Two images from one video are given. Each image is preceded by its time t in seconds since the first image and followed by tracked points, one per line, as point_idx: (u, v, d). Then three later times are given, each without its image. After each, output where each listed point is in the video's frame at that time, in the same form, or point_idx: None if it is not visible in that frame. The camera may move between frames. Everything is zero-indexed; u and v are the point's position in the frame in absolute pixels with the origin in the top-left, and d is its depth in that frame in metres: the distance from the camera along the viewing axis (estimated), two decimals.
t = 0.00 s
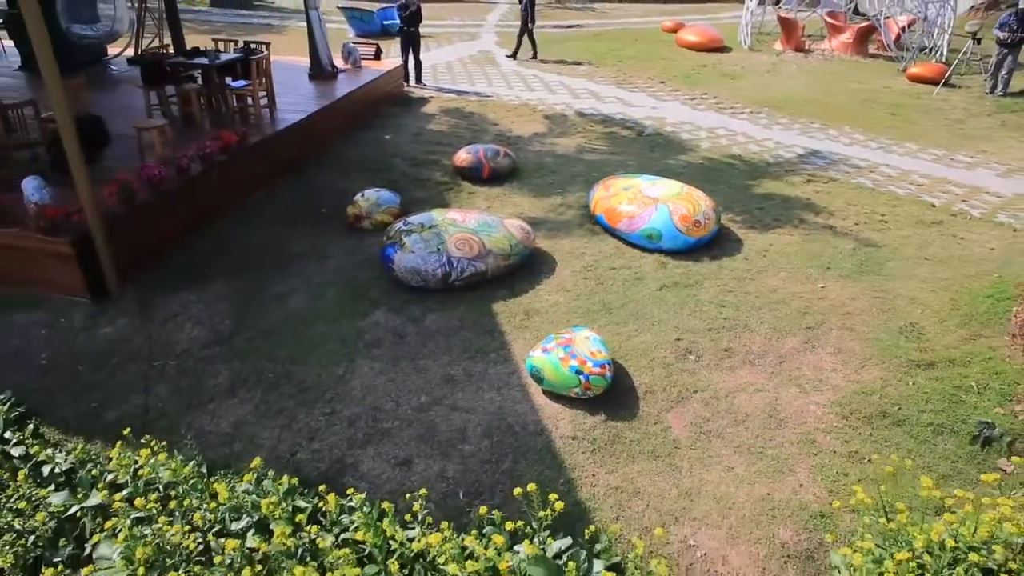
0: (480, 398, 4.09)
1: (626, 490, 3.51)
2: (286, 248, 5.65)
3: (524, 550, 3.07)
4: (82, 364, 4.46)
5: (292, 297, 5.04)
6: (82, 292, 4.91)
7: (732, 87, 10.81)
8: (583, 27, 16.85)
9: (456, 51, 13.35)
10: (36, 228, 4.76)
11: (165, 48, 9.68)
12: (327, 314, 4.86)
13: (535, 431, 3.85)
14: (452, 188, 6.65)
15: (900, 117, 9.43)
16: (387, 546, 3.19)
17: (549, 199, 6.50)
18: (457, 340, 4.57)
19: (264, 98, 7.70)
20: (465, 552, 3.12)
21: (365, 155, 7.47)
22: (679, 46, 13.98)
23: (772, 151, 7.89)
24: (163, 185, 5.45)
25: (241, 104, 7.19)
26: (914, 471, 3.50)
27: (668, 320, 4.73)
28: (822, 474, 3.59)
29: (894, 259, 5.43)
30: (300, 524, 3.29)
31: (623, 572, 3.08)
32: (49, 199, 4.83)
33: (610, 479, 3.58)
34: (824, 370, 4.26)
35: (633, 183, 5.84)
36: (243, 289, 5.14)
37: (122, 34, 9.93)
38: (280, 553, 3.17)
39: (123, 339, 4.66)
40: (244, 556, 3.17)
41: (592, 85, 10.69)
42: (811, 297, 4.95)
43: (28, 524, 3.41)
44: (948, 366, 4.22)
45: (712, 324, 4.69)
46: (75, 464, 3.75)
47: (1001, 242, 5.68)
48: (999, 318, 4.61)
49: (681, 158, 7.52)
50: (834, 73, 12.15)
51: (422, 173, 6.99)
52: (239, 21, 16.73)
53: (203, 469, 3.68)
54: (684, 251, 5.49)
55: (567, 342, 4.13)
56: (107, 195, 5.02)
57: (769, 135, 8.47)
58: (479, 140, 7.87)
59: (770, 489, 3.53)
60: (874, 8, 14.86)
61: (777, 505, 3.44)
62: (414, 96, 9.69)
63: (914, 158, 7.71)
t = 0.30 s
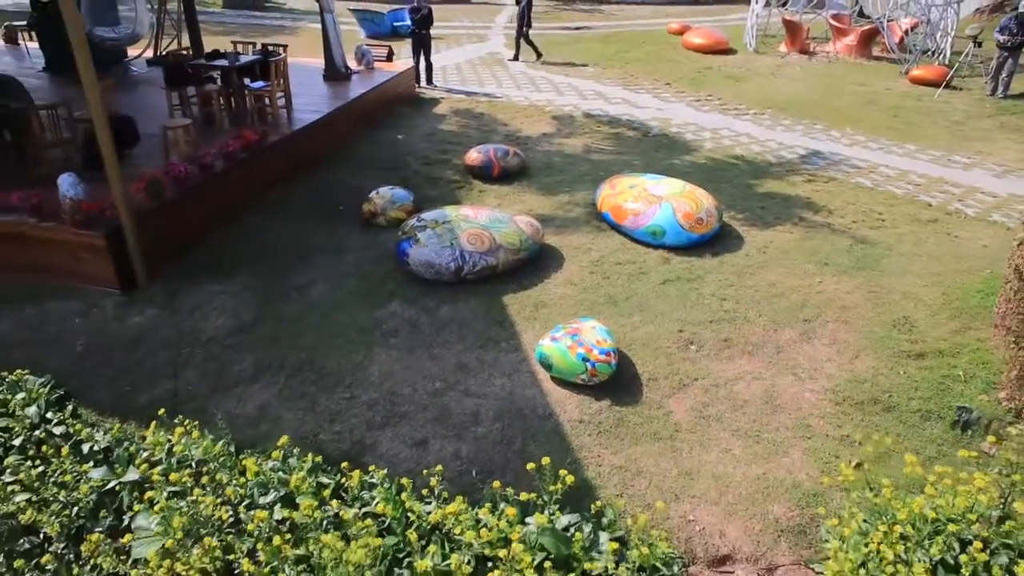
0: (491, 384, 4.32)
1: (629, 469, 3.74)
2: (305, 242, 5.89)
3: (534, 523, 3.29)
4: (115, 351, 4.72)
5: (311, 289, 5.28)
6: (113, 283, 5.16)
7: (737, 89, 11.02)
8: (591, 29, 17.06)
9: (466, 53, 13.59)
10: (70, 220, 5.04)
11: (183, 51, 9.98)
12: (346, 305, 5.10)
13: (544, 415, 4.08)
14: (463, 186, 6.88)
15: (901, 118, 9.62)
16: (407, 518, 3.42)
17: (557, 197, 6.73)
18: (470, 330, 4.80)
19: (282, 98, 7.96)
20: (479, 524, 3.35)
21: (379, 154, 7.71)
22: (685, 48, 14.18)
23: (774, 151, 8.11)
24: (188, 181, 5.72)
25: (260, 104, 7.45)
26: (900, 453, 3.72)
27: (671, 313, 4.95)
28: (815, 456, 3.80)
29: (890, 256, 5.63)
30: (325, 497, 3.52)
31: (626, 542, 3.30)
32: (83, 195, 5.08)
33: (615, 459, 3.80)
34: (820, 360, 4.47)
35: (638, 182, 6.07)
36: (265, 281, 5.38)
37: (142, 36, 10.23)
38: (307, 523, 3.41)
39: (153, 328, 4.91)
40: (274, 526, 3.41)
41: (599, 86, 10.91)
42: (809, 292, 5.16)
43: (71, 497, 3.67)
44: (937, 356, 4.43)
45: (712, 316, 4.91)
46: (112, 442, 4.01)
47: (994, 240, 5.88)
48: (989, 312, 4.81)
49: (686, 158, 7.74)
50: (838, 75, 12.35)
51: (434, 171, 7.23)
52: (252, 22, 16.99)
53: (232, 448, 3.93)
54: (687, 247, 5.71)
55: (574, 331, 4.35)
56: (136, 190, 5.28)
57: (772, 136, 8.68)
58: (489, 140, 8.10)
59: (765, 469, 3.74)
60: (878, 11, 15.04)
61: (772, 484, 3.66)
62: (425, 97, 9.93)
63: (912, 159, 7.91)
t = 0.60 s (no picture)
0: (512, 370, 4.59)
1: (641, 449, 3.99)
2: (334, 236, 6.19)
3: (552, 495, 3.56)
4: (158, 335, 5.05)
5: (341, 280, 5.57)
6: (155, 272, 5.50)
7: (751, 93, 11.23)
8: (607, 32, 17.28)
9: (485, 55, 13.89)
10: (117, 213, 5.41)
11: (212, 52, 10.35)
12: (373, 295, 5.39)
13: (561, 398, 4.34)
14: (484, 185, 7.16)
15: (912, 122, 9.80)
16: (433, 489, 3.69)
17: (574, 195, 7.00)
18: (491, 320, 5.07)
19: (310, 99, 8.28)
20: (500, 494, 3.62)
21: (402, 153, 8.01)
22: (700, 52, 14.39)
23: (785, 153, 8.33)
24: (225, 177, 6.05)
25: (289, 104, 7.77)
26: (897, 436, 3.94)
27: (682, 306, 5.20)
28: (817, 439, 4.04)
29: (894, 255, 5.85)
30: (357, 469, 3.81)
31: (637, 513, 3.56)
32: (129, 188, 5.44)
33: (627, 439, 4.06)
34: (824, 352, 4.70)
35: (653, 182, 6.31)
36: (297, 272, 5.68)
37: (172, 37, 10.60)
38: (342, 492, 3.70)
39: (193, 314, 5.22)
40: (311, 493, 3.70)
41: (616, 89, 11.16)
42: (815, 288, 5.39)
43: (124, 466, 4.01)
44: (936, 349, 4.65)
45: (722, 309, 5.16)
46: (160, 417, 4.34)
47: (997, 241, 6.09)
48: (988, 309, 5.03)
49: (699, 159, 7.98)
50: (852, 80, 12.52)
51: (456, 170, 7.51)
52: (275, 24, 17.35)
53: (270, 422, 4.23)
54: (699, 244, 5.94)
55: (590, 321, 4.62)
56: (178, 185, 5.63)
57: (784, 139, 8.89)
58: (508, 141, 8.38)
59: (769, 451, 3.99)
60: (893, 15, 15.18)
61: (775, 464, 3.90)
62: (446, 98, 10.22)
63: (921, 162, 8.11)
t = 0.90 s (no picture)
0: (531, 359, 4.84)
1: (653, 434, 4.22)
2: (361, 231, 6.47)
3: (569, 474, 3.81)
4: (197, 321, 5.35)
5: (368, 273, 5.85)
6: (193, 263, 5.80)
7: (767, 97, 11.40)
8: (626, 35, 17.48)
9: (504, 57, 14.15)
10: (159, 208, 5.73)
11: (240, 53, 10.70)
12: (399, 288, 5.65)
13: (578, 386, 4.58)
14: (505, 184, 7.41)
15: (926, 127, 9.94)
16: (458, 465, 3.94)
17: (592, 195, 7.23)
18: (511, 312, 5.32)
19: (337, 99, 8.57)
20: (520, 472, 3.87)
21: (426, 152, 8.28)
22: (718, 56, 14.57)
23: (799, 157, 8.51)
24: (259, 173, 6.34)
25: (318, 104, 8.06)
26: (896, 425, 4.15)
27: (695, 301, 5.42)
28: (822, 428, 4.24)
29: (902, 256, 6.04)
30: (386, 446, 4.08)
31: (648, 492, 3.80)
32: (170, 183, 5.77)
33: (640, 425, 4.29)
34: (831, 347, 4.91)
35: (668, 183, 6.53)
36: (326, 264, 5.96)
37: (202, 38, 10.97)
38: (373, 468, 3.97)
39: (228, 303, 5.52)
40: (343, 467, 3.97)
41: (633, 92, 11.37)
42: (824, 286, 5.60)
43: (169, 441, 4.33)
44: (939, 345, 4.84)
45: (733, 305, 5.37)
46: (200, 397, 4.63)
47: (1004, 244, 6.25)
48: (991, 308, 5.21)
49: (714, 162, 8.19)
50: (868, 85, 12.66)
51: (478, 169, 7.77)
52: (299, 25, 17.71)
53: (303, 402, 4.51)
54: (713, 243, 6.15)
55: (607, 313, 4.85)
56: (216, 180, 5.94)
57: (798, 142, 9.08)
58: (528, 141, 8.63)
59: (775, 438, 4.20)
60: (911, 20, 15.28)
61: (780, 450, 4.12)
62: (467, 99, 10.49)
63: (934, 166, 8.27)
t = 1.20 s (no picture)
0: (556, 345, 5.13)
1: (670, 416, 4.50)
2: (394, 224, 6.80)
3: (591, 451, 4.10)
4: (241, 305, 5.70)
5: (401, 263, 6.17)
6: (237, 251, 6.16)
7: (788, 100, 11.59)
8: (649, 37, 17.70)
9: (529, 58, 14.45)
10: (207, 200, 6.11)
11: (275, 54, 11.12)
12: (431, 278, 5.96)
13: (600, 371, 4.86)
14: (531, 181, 7.71)
15: (946, 131, 10.08)
16: (487, 441, 4.24)
17: (615, 193, 7.50)
18: (537, 302, 5.61)
19: (371, 98, 8.91)
20: (546, 447, 4.17)
21: (455, 150, 8.59)
22: (740, 59, 14.75)
23: (818, 159, 8.72)
24: (299, 168, 6.69)
25: (352, 103, 8.40)
26: (901, 412, 4.38)
27: (712, 295, 5.68)
28: (830, 414, 4.49)
29: (915, 255, 6.24)
30: (421, 421, 4.39)
31: (664, 469, 4.08)
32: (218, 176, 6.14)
33: (658, 408, 4.57)
34: (842, 339, 5.14)
35: (689, 182, 6.79)
36: (361, 255, 6.29)
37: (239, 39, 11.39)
38: (408, 441, 4.28)
39: (270, 289, 5.86)
40: (381, 439, 4.29)
41: (656, 94, 11.62)
42: (837, 282, 5.83)
43: (220, 413, 4.68)
44: (947, 340, 5.07)
45: (749, 299, 5.62)
46: (247, 375, 4.97)
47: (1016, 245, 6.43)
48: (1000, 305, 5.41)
49: (734, 162, 8.42)
50: (890, 88, 12.79)
51: (505, 167, 8.07)
52: (329, 25, 18.14)
53: (343, 381, 4.84)
54: (731, 241, 6.40)
55: (628, 303, 5.13)
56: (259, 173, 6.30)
57: (817, 144, 9.27)
58: (554, 141, 8.91)
59: (786, 423, 4.46)
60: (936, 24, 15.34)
61: (790, 433, 4.38)
62: (494, 99, 10.80)
63: (951, 169, 8.43)
